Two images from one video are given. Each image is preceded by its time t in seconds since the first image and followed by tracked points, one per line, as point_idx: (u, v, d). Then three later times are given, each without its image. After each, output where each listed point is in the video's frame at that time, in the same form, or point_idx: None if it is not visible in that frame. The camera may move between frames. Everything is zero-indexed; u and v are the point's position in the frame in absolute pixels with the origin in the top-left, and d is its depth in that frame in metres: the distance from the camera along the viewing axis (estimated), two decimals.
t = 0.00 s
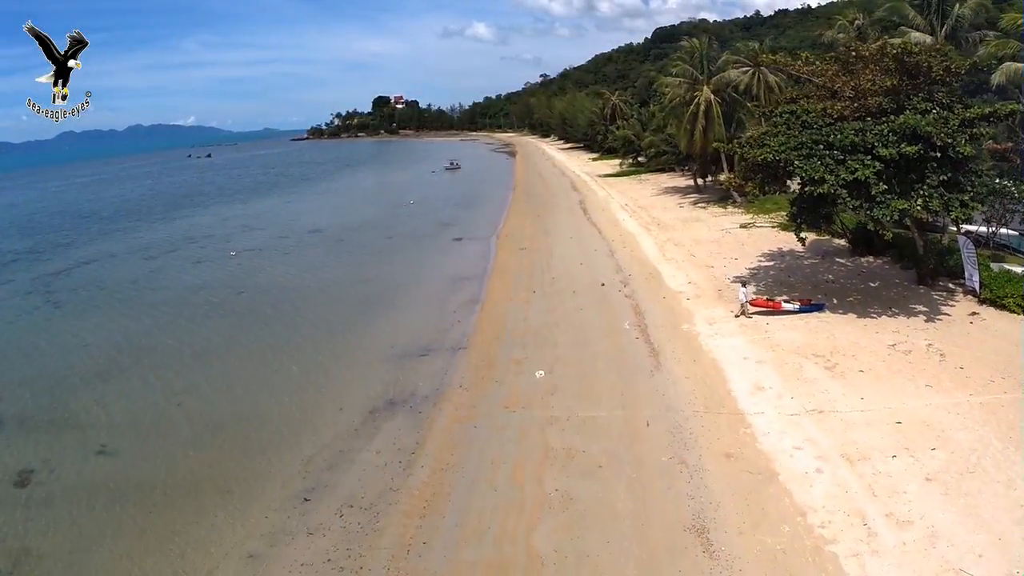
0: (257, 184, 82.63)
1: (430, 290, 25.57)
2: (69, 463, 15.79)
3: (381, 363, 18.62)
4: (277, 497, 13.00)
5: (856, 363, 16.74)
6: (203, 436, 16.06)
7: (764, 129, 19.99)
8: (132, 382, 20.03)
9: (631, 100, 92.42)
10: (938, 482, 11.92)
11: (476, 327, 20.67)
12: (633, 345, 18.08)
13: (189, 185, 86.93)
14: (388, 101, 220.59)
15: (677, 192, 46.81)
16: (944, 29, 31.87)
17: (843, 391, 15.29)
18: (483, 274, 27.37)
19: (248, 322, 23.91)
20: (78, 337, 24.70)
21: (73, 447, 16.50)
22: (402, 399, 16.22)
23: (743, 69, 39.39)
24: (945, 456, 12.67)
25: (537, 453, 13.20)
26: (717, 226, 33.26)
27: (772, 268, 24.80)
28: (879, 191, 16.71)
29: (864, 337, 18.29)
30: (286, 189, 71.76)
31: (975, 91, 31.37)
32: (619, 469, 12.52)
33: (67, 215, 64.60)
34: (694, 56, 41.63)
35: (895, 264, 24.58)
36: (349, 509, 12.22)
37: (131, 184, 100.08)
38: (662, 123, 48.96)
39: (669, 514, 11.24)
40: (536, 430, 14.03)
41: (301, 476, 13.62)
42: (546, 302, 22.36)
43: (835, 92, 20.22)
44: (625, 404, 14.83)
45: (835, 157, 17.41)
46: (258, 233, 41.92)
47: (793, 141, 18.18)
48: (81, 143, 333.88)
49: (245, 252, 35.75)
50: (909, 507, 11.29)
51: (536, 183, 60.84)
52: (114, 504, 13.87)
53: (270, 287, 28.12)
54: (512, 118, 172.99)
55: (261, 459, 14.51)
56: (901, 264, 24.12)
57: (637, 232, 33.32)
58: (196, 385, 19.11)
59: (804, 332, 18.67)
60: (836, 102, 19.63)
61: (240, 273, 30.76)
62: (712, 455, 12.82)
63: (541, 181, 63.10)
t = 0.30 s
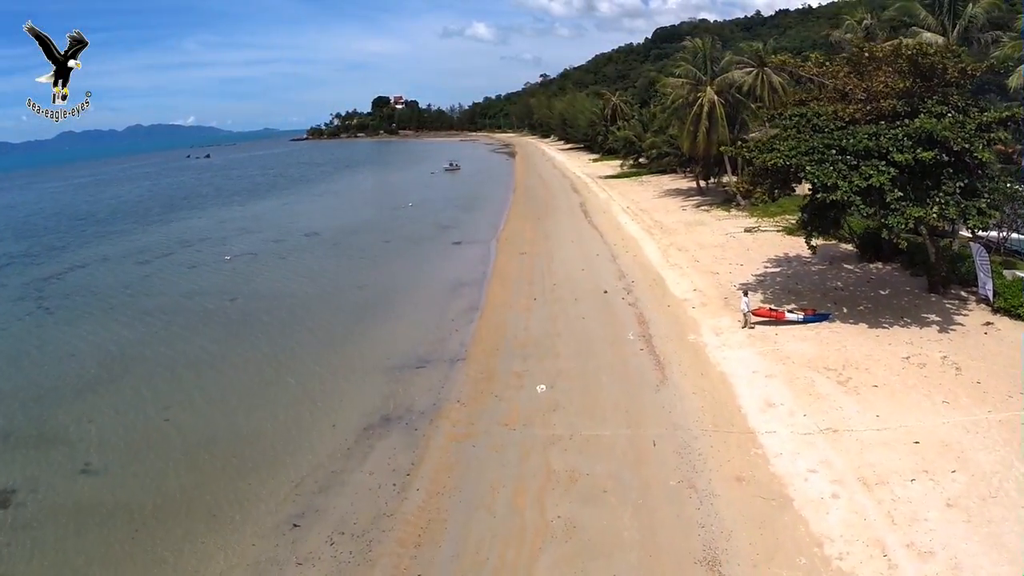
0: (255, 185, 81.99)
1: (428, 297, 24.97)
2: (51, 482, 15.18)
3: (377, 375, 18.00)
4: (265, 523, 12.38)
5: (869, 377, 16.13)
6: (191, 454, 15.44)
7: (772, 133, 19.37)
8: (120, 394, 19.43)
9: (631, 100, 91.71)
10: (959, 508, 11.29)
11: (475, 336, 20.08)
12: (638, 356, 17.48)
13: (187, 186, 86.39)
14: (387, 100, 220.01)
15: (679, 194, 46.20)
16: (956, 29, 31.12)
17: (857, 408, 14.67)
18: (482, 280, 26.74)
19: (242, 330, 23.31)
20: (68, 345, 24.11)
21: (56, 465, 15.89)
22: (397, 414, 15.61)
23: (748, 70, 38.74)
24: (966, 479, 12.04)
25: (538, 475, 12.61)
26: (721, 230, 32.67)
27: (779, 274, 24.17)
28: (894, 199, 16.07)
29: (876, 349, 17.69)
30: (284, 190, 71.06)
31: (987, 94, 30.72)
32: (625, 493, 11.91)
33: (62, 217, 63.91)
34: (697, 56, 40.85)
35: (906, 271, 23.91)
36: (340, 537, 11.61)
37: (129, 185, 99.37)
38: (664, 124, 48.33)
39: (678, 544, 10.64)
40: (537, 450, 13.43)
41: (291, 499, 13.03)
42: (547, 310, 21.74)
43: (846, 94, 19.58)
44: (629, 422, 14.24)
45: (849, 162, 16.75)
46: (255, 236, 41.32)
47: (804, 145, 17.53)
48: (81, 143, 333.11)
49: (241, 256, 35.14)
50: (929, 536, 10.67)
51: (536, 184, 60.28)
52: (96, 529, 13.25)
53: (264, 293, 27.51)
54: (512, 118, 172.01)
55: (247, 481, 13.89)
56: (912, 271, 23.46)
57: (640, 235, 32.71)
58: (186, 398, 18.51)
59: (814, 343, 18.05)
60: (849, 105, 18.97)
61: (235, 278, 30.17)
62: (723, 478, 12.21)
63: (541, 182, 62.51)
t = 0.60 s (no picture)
0: (253, 185, 81.31)
1: (427, 302, 24.38)
2: (33, 502, 14.57)
3: (373, 386, 17.43)
4: (253, 548, 11.79)
5: (882, 390, 15.55)
6: (180, 472, 14.84)
7: (781, 135, 18.78)
8: (108, 406, 18.83)
9: (632, 100, 91.01)
10: (981, 533, 10.71)
11: (474, 345, 19.49)
12: (642, 367, 16.90)
13: (184, 187, 85.82)
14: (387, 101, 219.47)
15: (681, 195, 45.58)
16: (968, 29, 30.35)
17: (871, 424, 14.10)
18: (482, 285, 26.14)
19: (235, 338, 22.71)
20: (58, 353, 23.57)
21: (40, 482, 15.29)
22: (393, 429, 15.04)
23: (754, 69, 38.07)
24: (987, 501, 11.47)
25: (539, 496, 12.03)
26: (725, 233, 32.07)
27: (786, 281, 23.55)
28: (909, 205, 15.48)
29: (887, 360, 17.11)
30: (282, 192, 70.38)
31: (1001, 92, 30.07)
32: (632, 518, 11.34)
33: (57, 219, 63.24)
34: (700, 55, 40.03)
35: (915, 275, 23.27)
36: (332, 564, 11.04)
37: (126, 186, 98.66)
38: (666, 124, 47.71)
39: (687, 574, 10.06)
40: (538, 469, 12.86)
41: (282, 521, 12.44)
42: (548, 318, 21.15)
43: (858, 95, 18.96)
44: (634, 439, 13.66)
45: (861, 167, 16.16)
46: (251, 239, 40.76)
47: (815, 149, 16.93)
48: (80, 144, 332.30)
49: (236, 259, 34.53)
50: (950, 564, 10.10)
51: (536, 185, 59.64)
52: (79, 552, 12.65)
53: (259, 299, 26.91)
54: (512, 118, 171.20)
55: (237, 502, 13.30)
56: (922, 277, 22.82)
57: (643, 239, 32.14)
58: (176, 411, 17.90)
59: (824, 353, 17.46)
60: (861, 105, 18.38)
61: (229, 284, 29.63)
62: (733, 501, 11.66)
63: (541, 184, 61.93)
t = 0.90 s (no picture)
0: (251, 186, 80.70)
1: (424, 309, 23.73)
2: (13, 524, 13.94)
3: (368, 400, 16.77)
4: None
5: (897, 406, 14.92)
6: (166, 492, 14.22)
7: (791, 139, 18.17)
8: (94, 420, 18.18)
9: (633, 101, 90.43)
10: (1006, 564, 10.10)
11: (473, 356, 18.84)
12: (647, 381, 16.26)
13: (181, 187, 85.18)
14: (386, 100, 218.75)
15: (684, 197, 44.93)
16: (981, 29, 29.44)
17: (886, 443, 13.49)
18: (481, 291, 25.50)
19: (227, 347, 22.05)
20: (46, 362, 22.99)
21: (21, 502, 14.67)
22: (388, 447, 14.42)
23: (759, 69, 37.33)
24: (1011, 528, 10.84)
25: (540, 523, 11.41)
26: (729, 236, 31.44)
27: (794, 287, 22.90)
28: (926, 214, 14.87)
29: (901, 372, 16.48)
30: (280, 192, 69.72)
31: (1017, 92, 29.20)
32: (638, 547, 10.71)
33: (53, 220, 62.63)
34: (702, 55, 38.98)
35: (925, 282, 22.63)
36: None
37: (124, 186, 98.12)
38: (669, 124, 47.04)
39: None
40: (539, 492, 12.25)
41: (270, 548, 11.82)
42: (550, 327, 20.51)
43: (870, 98, 18.33)
44: (640, 459, 13.06)
45: (876, 173, 15.54)
46: (246, 241, 40.15)
47: (828, 153, 16.32)
48: (77, 143, 331.26)
49: (230, 263, 33.90)
50: None
51: (536, 186, 58.97)
52: None
53: (252, 305, 26.27)
54: (512, 118, 170.47)
55: (225, 526, 12.67)
56: (933, 284, 22.18)
57: (645, 242, 31.50)
58: (163, 426, 17.24)
59: (836, 366, 16.83)
60: (874, 108, 17.75)
61: (223, 289, 29.03)
62: (745, 529, 11.06)
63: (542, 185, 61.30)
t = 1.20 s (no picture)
0: (248, 186, 80.13)
1: (421, 315, 23.13)
2: None
3: (363, 413, 16.18)
4: None
5: (911, 421, 14.33)
6: (151, 512, 13.62)
7: (801, 142, 17.59)
8: (81, 432, 17.59)
9: (633, 101, 89.64)
10: None
11: (471, 365, 18.24)
12: (651, 393, 15.68)
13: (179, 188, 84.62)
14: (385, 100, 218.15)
15: (685, 198, 44.30)
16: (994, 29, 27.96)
17: (902, 461, 12.91)
18: (480, 296, 24.88)
19: (219, 356, 21.46)
20: (33, 370, 22.37)
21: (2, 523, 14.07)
22: (382, 465, 13.84)
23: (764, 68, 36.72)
24: None
25: (541, 549, 10.84)
26: (733, 239, 30.83)
27: (801, 293, 22.30)
28: (943, 221, 14.30)
29: (914, 385, 15.90)
30: (277, 193, 69.13)
31: None
32: None
33: (49, 221, 62.08)
34: (706, 54, 38.34)
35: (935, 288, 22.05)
36: None
37: (121, 186, 97.60)
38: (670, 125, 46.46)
39: None
40: (540, 515, 11.67)
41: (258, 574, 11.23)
42: (551, 335, 19.91)
43: (882, 99, 17.75)
44: (646, 480, 12.49)
45: (891, 178, 14.96)
46: (242, 244, 39.55)
47: (841, 157, 15.73)
48: (76, 142, 330.79)
49: (225, 266, 33.31)
50: None
51: (536, 186, 58.32)
52: None
53: (246, 311, 25.67)
54: (511, 117, 169.82)
55: (212, 549, 12.06)
56: (943, 290, 21.60)
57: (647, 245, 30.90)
58: (152, 441, 16.64)
59: (847, 378, 16.24)
60: (887, 111, 17.18)
61: (217, 294, 28.43)
62: (758, 557, 10.49)
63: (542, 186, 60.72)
